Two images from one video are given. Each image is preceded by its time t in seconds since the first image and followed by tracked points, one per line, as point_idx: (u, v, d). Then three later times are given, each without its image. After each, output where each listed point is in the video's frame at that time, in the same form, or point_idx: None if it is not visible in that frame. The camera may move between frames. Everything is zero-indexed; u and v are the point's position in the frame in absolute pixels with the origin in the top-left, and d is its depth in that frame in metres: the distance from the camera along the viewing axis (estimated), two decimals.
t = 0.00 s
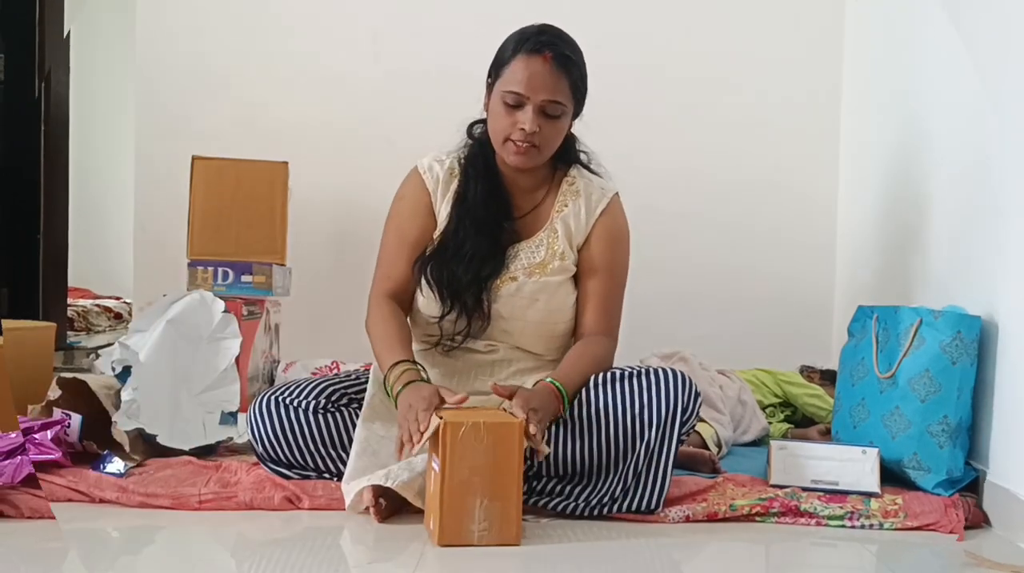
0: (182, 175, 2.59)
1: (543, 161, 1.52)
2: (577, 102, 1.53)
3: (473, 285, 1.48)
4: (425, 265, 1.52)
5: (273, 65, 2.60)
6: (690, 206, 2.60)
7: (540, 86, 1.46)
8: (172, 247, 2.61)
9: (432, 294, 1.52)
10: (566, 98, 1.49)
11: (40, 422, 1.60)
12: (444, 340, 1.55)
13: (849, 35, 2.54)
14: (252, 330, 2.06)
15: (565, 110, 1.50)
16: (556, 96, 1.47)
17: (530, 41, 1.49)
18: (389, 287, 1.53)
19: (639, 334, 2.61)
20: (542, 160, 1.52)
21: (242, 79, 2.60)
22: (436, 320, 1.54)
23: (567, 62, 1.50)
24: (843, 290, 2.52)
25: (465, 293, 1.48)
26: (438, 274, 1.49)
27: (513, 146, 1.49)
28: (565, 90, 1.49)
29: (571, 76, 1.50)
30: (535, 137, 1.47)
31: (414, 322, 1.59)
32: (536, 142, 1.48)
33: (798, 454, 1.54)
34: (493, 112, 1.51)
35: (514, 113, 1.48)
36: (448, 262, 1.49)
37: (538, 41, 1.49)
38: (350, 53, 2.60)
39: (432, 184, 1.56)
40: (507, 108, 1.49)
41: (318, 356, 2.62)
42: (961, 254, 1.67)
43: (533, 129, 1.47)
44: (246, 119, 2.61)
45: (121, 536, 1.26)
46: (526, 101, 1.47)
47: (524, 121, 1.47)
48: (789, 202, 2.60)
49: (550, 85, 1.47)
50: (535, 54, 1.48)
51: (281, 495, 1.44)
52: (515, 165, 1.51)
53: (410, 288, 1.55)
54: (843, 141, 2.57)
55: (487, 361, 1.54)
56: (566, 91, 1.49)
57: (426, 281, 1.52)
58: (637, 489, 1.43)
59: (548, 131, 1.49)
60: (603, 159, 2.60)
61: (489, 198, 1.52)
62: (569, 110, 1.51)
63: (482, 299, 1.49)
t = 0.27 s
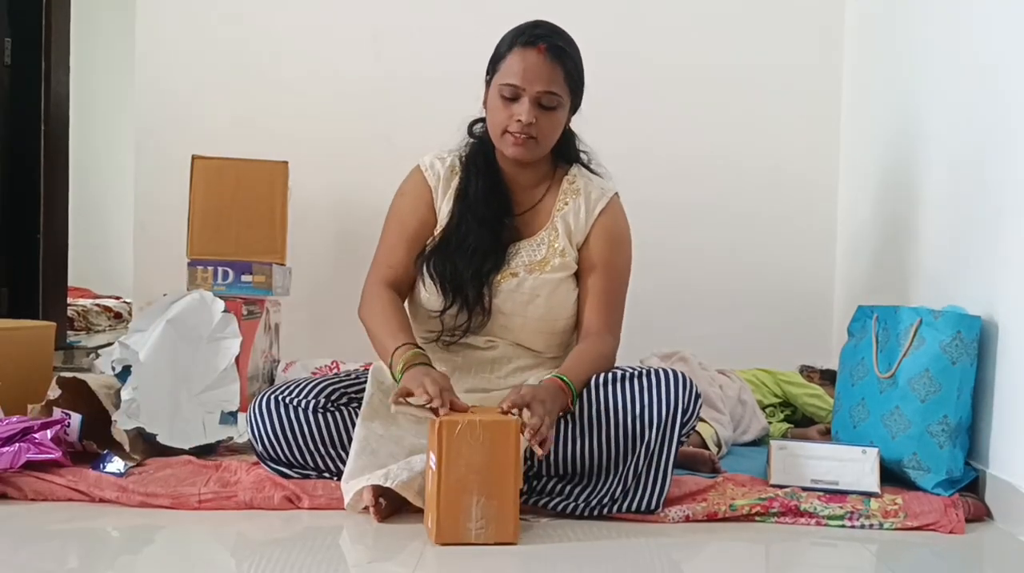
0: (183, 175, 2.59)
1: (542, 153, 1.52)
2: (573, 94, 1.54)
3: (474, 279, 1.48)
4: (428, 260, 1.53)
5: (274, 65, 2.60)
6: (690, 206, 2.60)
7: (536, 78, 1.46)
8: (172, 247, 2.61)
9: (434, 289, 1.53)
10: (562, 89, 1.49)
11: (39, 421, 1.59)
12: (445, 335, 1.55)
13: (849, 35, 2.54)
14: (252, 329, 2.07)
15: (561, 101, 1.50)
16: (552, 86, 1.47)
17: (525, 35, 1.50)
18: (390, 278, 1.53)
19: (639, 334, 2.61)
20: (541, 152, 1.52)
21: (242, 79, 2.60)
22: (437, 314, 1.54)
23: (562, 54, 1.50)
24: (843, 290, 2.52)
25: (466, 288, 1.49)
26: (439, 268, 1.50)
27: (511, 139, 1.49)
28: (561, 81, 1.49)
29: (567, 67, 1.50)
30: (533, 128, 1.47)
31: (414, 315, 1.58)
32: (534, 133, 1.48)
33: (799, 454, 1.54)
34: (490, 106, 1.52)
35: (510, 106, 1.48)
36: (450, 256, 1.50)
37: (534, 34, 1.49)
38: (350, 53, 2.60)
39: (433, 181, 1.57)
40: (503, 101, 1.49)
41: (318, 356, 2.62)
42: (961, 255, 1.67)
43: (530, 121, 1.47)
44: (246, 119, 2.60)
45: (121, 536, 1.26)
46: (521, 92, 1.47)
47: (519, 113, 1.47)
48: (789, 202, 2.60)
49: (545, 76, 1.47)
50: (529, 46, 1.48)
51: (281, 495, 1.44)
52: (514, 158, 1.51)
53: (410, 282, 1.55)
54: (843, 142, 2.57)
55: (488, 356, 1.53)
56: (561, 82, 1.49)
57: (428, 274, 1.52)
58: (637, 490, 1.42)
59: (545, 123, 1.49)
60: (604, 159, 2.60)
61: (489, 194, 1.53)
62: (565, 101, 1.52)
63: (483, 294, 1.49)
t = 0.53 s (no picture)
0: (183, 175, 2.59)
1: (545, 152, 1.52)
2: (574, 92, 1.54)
3: (479, 277, 1.49)
4: (432, 260, 1.53)
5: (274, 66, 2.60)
6: (690, 206, 2.60)
7: (537, 78, 1.47)
8: (173, 247, 2.61)
9: (438, 289, 1.53)
10: (563, 88, 1.49)
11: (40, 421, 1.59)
12: (448, 335, 1.55)
13: (849, 36, 2.54)
14: (252, 330, 2.06)
15: (563, 100, 1.50)
16: (553, 85, 1.48)
17: (526, 35, 1.50)
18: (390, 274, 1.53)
19: (639, 334, 2.61)
20: (545, 152, 1.52)
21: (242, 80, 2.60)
22: (441, 314, 1.54)
23: (562, 53, 1.50)
24: (844, 291, 2.52)
25: (470, 288, 1.49)
26: (444, 268, 1.51)
27: (514, 140, 1.49)
28: (562, 80, 1.49)
29: (567, 67, 1.50)
30: (536, 128, 1.48)
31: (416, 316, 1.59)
32: (537, 133, 1.48)
33: (799, 454, 1.54)
34: (491, 107, 1.52)
35: (512, 107, 1.49)
36: (453, 257, 1.50)
37: (534, 34, 1.49)
38: (350, 54, 2.60)
39: (435, 182, 1.58)
40: (505, 102, 1.49)
41: (318, 356, 2.62)
42: (961, 255, 1.67)
43: (533, 121, 1.47)
44: (247, 119, 2.60)
45: (121, 536, 1.26)
46: (524, 93, 1.47)
47: (522, 113, 1.47)
48: (789, 203, 2.59)
49: (546, 75, 1.47)
50: (530, 46, 1.48)
51: (281, 495, 1.44)
52: (517, 159, 1.51)
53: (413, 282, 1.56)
54: (843, 142, 2.56)
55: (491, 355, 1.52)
56: (562, 82, 1.49)
57: (432, 275, 1.53)
58: (638, 490, 1.42)
59: (548, 122, 1.49)
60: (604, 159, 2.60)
61: (492, 194, 1.53)
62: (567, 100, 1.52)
63: (487, 294, 1.50)
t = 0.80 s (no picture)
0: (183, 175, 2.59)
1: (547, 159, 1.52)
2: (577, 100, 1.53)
3: (474, 279, 1.49)
4: (428, 261, 1.54)
5: (274, 66, 2.60)
6: (690, 206, 2.60)
7: (538, 85, 1.46)
8: (173, 247, 2.61)
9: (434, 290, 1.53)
10: (566, 96, 1.49)
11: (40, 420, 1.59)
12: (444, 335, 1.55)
13: (849, 36, 2.54)
14: (252, 330, 2.06)
15: (567, 108, 1.50)
16: (555, 93, 1.47)
17: (529, 41, 1.50)
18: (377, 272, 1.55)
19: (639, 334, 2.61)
20: (547, 159, 1.52)
21: (242, 80, 2.60)
22: (437, 315, 1.55)
23: (565, 60, 1.50)
24: (844, 291, 2.52)
25: (465, 289, 1.49)
26: (440, 269, 1.51)
27: (516, 147, 1.49)
28: (565, 88, 1.49)
29: (570, 73, 1.50)
30: (538, 136, 1.48)
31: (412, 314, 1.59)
32: (539, 141, 1.48)
33: (799, 454, 1.54)
34: (494, 112, 1.52)
35: (514, 113, 1.49)
36: (450, 259, 1.50)
37: (536, 41, 1.50)
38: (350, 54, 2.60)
39: (434, 183, 1.58)
40: (507, 109, 1.49)
41: (318, 356, 2.62)
42: (962, 256, 1.67)
43: (534, 128, 1.47)
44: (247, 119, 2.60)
45: (121, 536, 1.26)
46: (526, 100, 1.47)
47: (524, 120, 1.47)
48: (790, 203, 2.59)
49: (548, 83, 1.47)
50: (532, 52, 1.48)
51: (281, 495, 1.44)
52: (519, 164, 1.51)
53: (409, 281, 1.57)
54: (843, 142, 2.56)
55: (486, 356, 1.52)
56: (566, 89, 1.49)
57: (428, 275, 1.54)
58: (638, 490, 1.42)
59: (550, 130, 1.49)
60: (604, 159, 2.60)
61: (491, 197, 1.53)
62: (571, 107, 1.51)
63: (481, 295, 1.50)
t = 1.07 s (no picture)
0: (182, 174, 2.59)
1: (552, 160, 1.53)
2: (581, 100, 1.53)
3: (480, 280, 1.49)
4: (434, 259, 1.53)
5: (274, 65, 2.60)
6: (690, 206, 2.60)
7: (540, 87, 1.46)
8: (173, 247, 2.61)
9: (440, 290, 1.53)
10: (570, 97, 1.49)
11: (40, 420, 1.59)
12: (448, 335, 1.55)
13: (850, 36, 2.53)
14: (252, 329, 2.06)
15: (570, 109, 1.50)
16: (558, 95, 1.47)
17: (529, 43, 1.50)
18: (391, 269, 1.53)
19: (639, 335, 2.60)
20: (551, 160, 1.52)
21: (242, 80, 2.60)
22: (442, 314, 1.54)
23: (567, 59, 1.49)
24: (844, 291, 2.52)
25: (471, 291, 1.49)
26: (446, 269, 1.50)
27: (520, 150, 1.50)
28: (567, 89, 1.49)
29: (571, 75, 1.49)
30: (541, 139, 1.48)
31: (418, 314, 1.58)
32: (542, 143, 1.49)
33: (799, 454, 1.54)
34: (498, 114, 1.53)
35: (517, 116, 1.49)
36: (456, 259, 1.50)
37: (537, 42, 1.49)
38: (350, 54, 2.60)
39: (442, 179, 1.58)
40: (510, 111, 1.50)
41: (318, 356, 2.62)
42: (962, 256, 1.67)
43: (537, 130, 1.47)
44: (247, 119, 2.60)
45: (120, 535, 1.26)
46: (529, 103, 1.47)
47: (526, 122, 1.48)
48: (789, 203, 2.59)
49: (550, 84, 1.47)
50: (533, 53, 1.48)
51: (280, 494, 1.44)
52: (523, 166, 1.52)
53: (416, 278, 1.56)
54: (843, 142, 2.56)
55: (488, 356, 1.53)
56: (568, 90, 1.49)
57: (434, 274, 1.53)
58: (638, 491, 1.42)
59: (552, 131, 1.49)
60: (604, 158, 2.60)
61: (497, 197, 1.54)
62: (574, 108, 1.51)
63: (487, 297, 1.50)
